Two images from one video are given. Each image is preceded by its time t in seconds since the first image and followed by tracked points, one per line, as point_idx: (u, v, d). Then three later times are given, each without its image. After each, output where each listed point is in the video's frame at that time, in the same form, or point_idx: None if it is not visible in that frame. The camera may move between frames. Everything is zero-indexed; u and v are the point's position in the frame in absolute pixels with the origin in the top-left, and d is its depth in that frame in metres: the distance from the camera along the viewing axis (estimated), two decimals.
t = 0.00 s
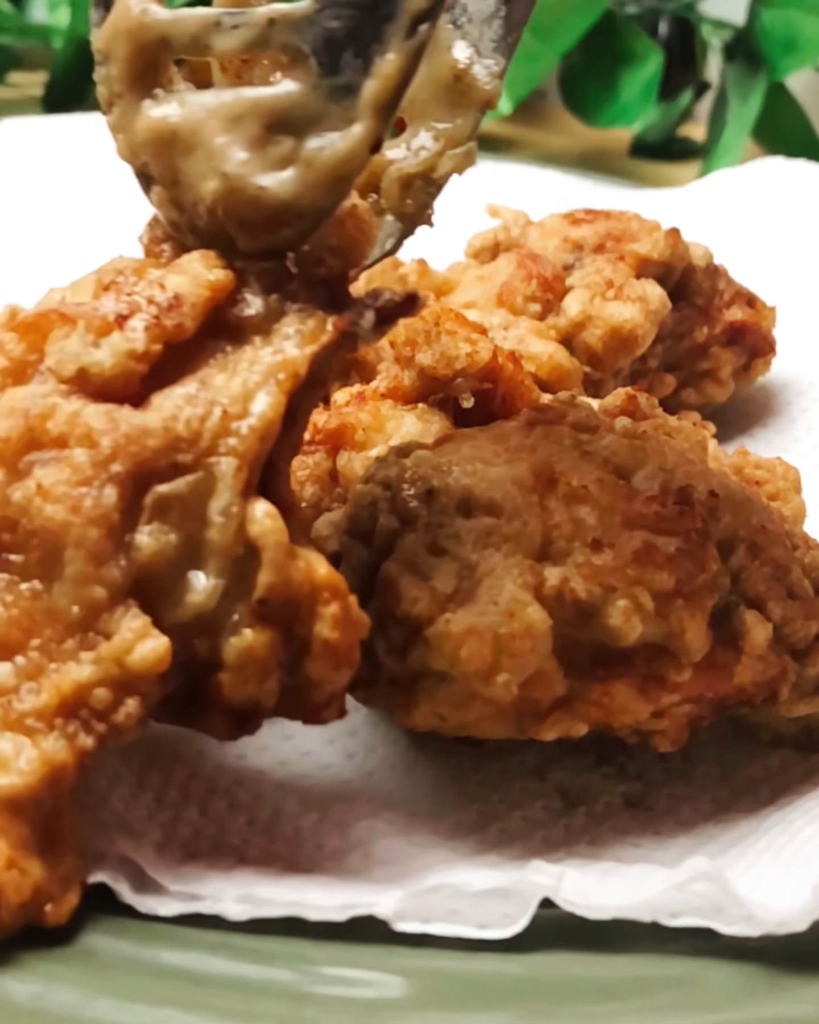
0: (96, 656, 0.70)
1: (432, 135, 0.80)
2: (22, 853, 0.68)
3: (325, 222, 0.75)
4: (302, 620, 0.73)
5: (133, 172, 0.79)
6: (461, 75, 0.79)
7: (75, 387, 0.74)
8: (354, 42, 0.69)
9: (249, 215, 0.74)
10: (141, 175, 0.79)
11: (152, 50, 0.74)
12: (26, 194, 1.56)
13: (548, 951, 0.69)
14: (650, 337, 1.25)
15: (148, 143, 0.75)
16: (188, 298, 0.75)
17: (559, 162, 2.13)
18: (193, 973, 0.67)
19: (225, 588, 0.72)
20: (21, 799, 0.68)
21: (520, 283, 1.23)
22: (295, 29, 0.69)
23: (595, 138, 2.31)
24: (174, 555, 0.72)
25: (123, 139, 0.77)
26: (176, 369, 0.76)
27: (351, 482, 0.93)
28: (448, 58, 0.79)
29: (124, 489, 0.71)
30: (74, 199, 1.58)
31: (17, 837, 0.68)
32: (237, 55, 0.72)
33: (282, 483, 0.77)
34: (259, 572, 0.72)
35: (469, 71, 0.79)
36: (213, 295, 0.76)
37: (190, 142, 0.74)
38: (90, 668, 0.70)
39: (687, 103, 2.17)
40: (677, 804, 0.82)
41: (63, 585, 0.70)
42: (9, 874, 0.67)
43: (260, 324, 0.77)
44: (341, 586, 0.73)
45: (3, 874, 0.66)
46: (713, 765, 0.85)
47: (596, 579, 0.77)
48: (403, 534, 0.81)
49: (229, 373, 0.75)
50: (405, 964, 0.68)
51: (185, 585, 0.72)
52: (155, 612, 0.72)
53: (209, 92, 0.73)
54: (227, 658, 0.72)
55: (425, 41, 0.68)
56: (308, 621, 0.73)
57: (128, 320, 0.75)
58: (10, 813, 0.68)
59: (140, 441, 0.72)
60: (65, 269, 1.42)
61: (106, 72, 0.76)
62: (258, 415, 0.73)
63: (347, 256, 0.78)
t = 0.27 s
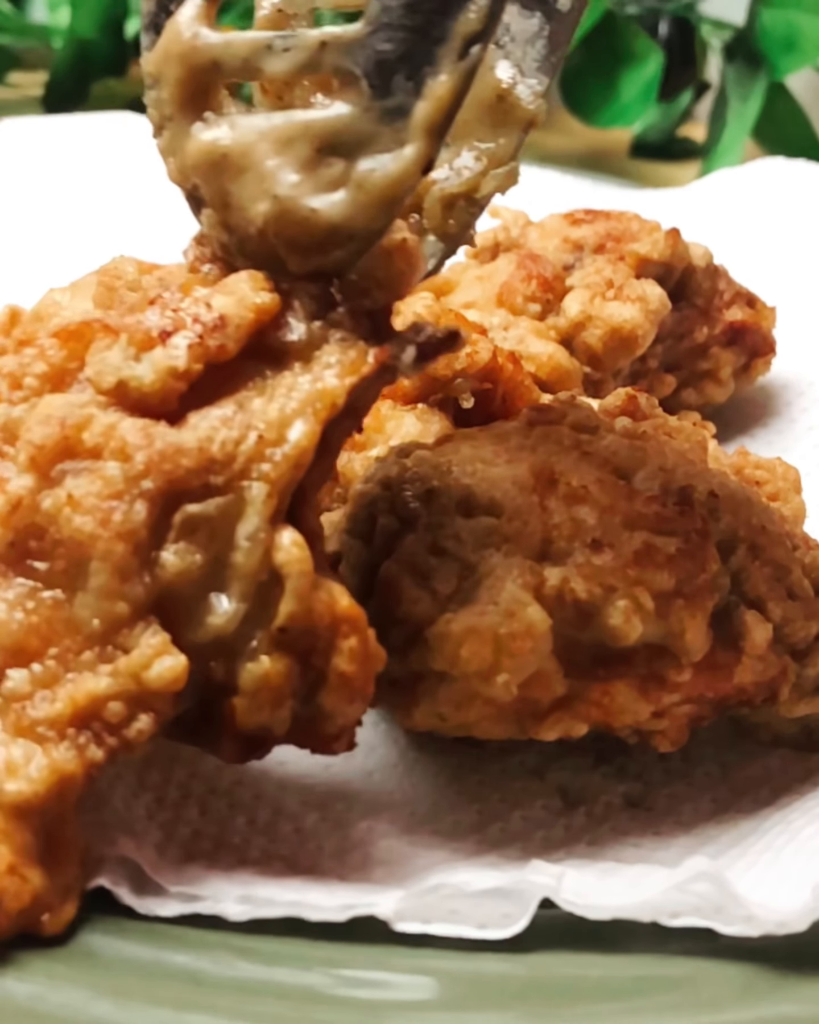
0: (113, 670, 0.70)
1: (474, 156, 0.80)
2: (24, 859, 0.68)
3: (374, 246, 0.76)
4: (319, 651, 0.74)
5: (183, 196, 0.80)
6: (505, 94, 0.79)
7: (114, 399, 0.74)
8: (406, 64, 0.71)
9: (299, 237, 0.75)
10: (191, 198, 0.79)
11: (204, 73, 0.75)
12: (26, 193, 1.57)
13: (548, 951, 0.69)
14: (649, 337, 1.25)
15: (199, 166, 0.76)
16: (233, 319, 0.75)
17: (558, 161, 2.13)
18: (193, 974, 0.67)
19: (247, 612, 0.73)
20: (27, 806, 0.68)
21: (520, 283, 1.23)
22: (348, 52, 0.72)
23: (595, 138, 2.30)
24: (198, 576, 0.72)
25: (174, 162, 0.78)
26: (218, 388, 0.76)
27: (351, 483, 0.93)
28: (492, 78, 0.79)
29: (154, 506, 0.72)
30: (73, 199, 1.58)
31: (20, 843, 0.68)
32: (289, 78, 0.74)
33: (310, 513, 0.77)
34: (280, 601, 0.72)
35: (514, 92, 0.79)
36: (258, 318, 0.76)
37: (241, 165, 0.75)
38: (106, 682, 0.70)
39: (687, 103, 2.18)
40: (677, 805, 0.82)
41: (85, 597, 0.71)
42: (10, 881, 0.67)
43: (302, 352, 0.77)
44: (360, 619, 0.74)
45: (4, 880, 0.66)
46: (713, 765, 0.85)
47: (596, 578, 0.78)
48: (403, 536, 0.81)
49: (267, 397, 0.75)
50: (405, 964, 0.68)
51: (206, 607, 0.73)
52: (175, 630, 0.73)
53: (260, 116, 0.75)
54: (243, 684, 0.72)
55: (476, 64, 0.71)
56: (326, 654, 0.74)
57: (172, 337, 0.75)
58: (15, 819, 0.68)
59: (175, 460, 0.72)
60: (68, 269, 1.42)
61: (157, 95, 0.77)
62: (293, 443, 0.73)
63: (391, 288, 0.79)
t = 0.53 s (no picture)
0: (126, 677, 0.71)
1: (503, 170, 0.80)
2: (25, 862, 0.68)
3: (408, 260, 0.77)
4: (332, 673, 0.74)
5: (218, 212, 0.81)
6: (533, 108, 0.80)
7: (140, 409, 0.75)
8: (441, 80, 0.72)
9: (334, 252, 0.76)
10: (227, 214, 0.81)
11: (239, 89, 0.77)
12: (25, 193, 1.57)
13: (548, 951, 0.70)
14: (649, 337, 1.25)
15: (235, 183, 0.77)
16: (265, 337, 0.75)
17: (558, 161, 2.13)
18: (193, 973, 0.67)
19: (262, 630, 0.73)
20: (32, 808, 0.68)
21: (520, 283, 1.23)
22: (383, 67, 0.73)
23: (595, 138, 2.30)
24: (215, 590, 0.72)
25: (210, 178, 0.80)
26: (244, 404, 0.76)
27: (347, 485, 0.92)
28: (522, 92, 0.80)
29: (176, 517, 0.72)
30: (72, 199, 1.58)
31: (23, 845, 0.68)
32: (324, 94, 0.75)
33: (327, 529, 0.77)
34: (297, 620, 0.73)
35: (542, 106, 0.80)
36: (288, 338, 0.76)
37: (277, 180, 0.76)
38: (118, 688, 0.70)
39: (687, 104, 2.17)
40: (677, 804, 0.82)
41: (102, 604, 0.71)
42: (11, 882, 0.67)
43: (329, 372, 0.78)
44: (373, 641, 0.74)
45: (5, 881, 0.67)
46: (713, 765, 0.85)
47: (596, 578, 0.78)
48: (403, 537, 0.81)
49: (293, 416, 0.76)
50: (406, 963, 0.68)
51: (221, 622, 0.73)
52: (189, 642, 0.73)
53: (296, 133, 0.76)
54: (254, 701, 0.73)
55: (510, 79, 0.72)
56: (339, 675, 0.74)
57: (202, 353, 0.75)
58: (20, 821, 0.68)
59: (200, 473, 0.72)
60: (69, 270, 1.43)
61: (194, 112, 0.79)
62: (318, 463, 0.74)
63: (421, 313, 0.80)
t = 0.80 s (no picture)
0: (130, 678, 0.71)
1: (516, 175, 0.81)
2: (26, 861, 0.68)
3: (422, 262, 0.77)
4: (337, 676, 0.74)
5: (236, 215, 0.82)
6: (548, 113, 0.80)
7: (150, 409, 0.76)
8: (455, 82, 0.72)
9: (348, 253, 0.76)
10: (243, 217, 0.82)
11: (257, 94, 0.78)
12: (25, 192, 1.57)
13: (548, 951, 0.70)
14: (649, 337, 1.25)
15: (251, 185, 0.78)
16: (277, 338, 0.76)
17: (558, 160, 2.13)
18: (193, 972, 0.67)
19: (268, 631, 0.73)
20: (34, 808, 0.68)
21: (520, 283, 1.23)
22: (398, 71, 0.73)
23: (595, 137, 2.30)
24: (221, 590, 0.73)
25: (227, 181, 0.81)
26: (255, 405, 0.77)
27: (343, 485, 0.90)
28: (537, 97, 0.80)
29: (185, 517, 0.72)
30: (72, 198, 1.59)
31: (24, 844, 0.69)
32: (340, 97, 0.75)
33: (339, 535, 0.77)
34: (304, 621, 0.73)
35: (557, 111, 0.80)
36: (300, 339, 0.77)
37: (292, 183, 0.76)
38: (122, 689, 0.70)
39: (687, 103, 2.17)
40: (677, 804, 0.82)
41: (108, 604, 0.71)
42: (11, 882, 0.67)
43: (341, 374, 0.78)
44: (378, 645, 0.74)
45: (6, 880, 0.67)
46: (714, 765, 0.85)
47: (596, 579, 0.78)
48: (403, 538, 0.81)
49: (303, 418, 0.76)
50: (405, 961, 0.68)
51: (228, 623, 0.73)
52: (195, 643, 0.73)
53: (311, 136, 0.76)
54: (259, 702, 0.73)
55: (525, 82, 0.72)
56: (343, 679, 0.74)
57: (214, 353, 0.76)
58: (22, 819, 0.69)
59: (209, 474, 0.73)
60: (69, 270, 1.43)
61: (211, 117, 0.80)
62: (328, 466, 0.74)
63: (434, 319, 0.80)
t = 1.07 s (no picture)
0: (132, 672, 0.71)
1: (533, 179, 0.81)
2: (25, 852, 0.68)
3: (436, 262, 0.77)
4: (338, 674, 0.74)
5: (250, 216, 0.83)
6: (563, 117, 0.79)
7: (161, 405, 0.76)
8: (470, 84, 0.72)
9: (363, 254, 0.76)
10: (258, 220, 0.82)
11: (273, 96, 0.79)
12: (24, 192, 1.57)
13: (548, 951, 0.70)
14: (649, 337, 1.25)
15: (266, 186, 0.79)
16: (289, 338, 0.76)
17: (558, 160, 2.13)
18: (192, 972, 0.67)
19: (272, 628, 0.73)
20: (33, 800, 0.68)
21: (520, 284, 1.23)
22: (413, 72, 0.73)
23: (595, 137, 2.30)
24: (226, 587, 0.73)
25: (242, 183, 0.81)
26: (265, 402, 0.77)
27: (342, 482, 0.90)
28: (552, 101, 0.79)
29: (192, 513, 0.73)
30: (72, 197, 1.59)
31: (23, 835, 0.68)
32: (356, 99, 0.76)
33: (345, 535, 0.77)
34: (306, 617, 0.72)
35: (573, 117, 0.79)
36: (313, 338, 0.77)
37: (307, 184, 0.77)
38: (124, 683, 0.70)
39: (687, 103, 2.17)
40: (677, 804, 0.82)
41: (113, 597, 0.71)
42: (9, 873, 0.67)
43: (351, 374, 0.78)
44: (381, 644, 0.74)
45: (3, 872, 0.67)
46: (713, 765, 0.85)
47: (597, 579, 0.78)
48: (404, 539, 0.82)
49: (312, 416, 0.76)
50: (405, 960, 0.68)
51: (231, 619, 0.73)
52: (199, 640, 0.73)
53: (327, 138, 0.77)
54: (259, 697, 0.73)
55: (540, 83, 0.72)
56: (344, 677, 0.74)
57: (226, 350, 0.77)
58: (21, 810, 0.68)
59: (216, 470, 0.73)
60: (70, 269, 1.43)
61: (227, 120, 0.81)
62: (335, 465, 0.74)
63: (446, 321, 0.80)
